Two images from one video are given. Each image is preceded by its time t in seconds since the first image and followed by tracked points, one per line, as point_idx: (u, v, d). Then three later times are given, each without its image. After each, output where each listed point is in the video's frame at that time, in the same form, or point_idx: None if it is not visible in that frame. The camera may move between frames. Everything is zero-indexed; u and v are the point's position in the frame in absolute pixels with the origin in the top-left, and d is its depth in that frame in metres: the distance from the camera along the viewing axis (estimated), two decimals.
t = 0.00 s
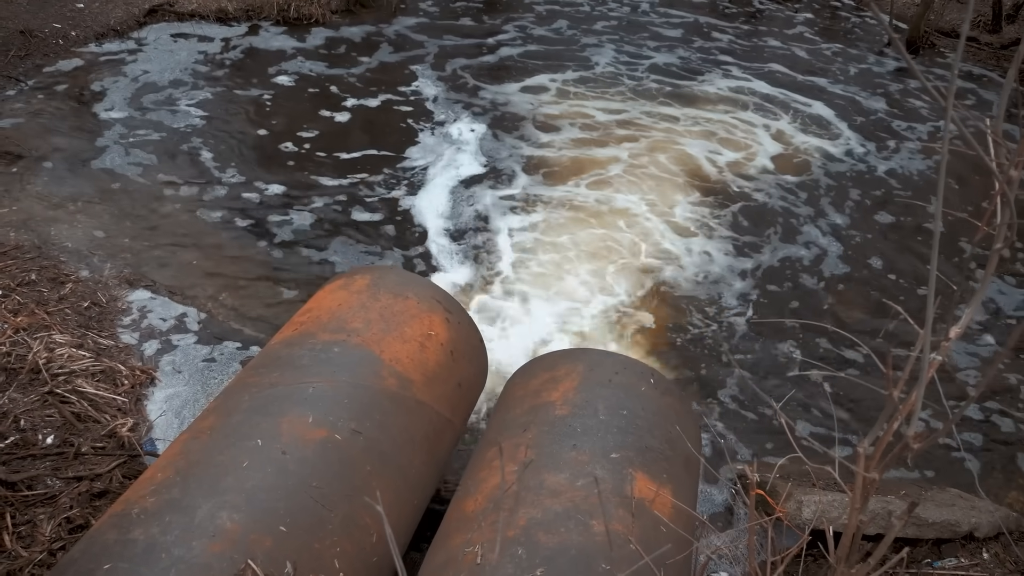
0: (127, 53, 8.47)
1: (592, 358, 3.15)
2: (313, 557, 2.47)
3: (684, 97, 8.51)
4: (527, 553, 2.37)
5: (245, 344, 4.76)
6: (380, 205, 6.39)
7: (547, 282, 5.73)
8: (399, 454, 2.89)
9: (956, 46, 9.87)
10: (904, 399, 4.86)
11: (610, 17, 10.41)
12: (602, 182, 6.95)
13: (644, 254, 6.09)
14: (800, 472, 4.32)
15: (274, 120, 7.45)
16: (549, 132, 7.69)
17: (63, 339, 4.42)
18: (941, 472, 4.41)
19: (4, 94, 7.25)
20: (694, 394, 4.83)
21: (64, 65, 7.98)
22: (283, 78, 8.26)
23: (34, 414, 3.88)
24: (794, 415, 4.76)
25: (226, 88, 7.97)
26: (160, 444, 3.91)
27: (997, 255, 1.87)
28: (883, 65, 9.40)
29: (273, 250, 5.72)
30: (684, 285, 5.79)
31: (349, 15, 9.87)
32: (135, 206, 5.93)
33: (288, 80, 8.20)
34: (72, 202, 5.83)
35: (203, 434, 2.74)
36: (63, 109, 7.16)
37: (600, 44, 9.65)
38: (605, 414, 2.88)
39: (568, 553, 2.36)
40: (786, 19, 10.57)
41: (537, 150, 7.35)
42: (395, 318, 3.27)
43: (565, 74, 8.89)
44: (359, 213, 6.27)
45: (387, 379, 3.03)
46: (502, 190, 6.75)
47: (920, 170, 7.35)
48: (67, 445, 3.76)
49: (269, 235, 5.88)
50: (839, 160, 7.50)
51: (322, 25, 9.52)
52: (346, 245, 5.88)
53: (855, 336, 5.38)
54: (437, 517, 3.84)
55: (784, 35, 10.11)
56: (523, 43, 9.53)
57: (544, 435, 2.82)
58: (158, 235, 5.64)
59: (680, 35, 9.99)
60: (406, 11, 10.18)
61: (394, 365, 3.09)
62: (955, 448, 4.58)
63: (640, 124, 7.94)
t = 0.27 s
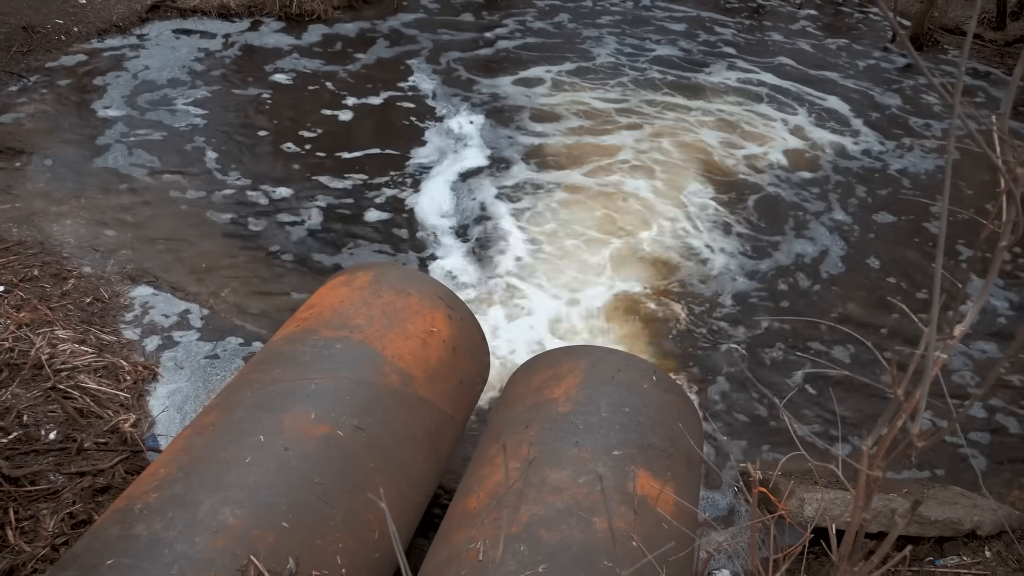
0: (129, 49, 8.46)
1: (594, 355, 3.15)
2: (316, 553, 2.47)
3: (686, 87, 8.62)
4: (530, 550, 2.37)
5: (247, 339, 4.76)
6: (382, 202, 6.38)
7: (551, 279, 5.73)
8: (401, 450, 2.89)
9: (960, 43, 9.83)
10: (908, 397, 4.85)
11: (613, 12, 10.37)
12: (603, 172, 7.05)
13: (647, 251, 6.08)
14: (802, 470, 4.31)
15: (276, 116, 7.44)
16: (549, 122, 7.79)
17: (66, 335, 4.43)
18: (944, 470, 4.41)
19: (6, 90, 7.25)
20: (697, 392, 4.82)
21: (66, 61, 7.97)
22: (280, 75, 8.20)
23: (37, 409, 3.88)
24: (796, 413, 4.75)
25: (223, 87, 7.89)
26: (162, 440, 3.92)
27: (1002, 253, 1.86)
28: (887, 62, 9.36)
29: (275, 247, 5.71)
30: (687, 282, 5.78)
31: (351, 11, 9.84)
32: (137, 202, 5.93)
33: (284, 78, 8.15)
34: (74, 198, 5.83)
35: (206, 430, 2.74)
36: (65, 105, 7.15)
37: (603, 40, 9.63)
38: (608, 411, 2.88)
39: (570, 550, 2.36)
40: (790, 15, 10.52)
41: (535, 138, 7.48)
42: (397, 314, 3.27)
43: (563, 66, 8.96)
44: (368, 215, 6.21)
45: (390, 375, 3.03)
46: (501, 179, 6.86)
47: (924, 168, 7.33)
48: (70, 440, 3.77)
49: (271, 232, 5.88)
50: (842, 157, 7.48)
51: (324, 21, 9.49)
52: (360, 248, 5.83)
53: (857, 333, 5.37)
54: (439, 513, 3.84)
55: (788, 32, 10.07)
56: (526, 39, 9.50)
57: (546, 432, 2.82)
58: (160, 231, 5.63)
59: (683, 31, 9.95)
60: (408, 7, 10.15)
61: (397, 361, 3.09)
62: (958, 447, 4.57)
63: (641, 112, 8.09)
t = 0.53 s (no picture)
0: (132, 46, 8.46)
1: (597, 352, 3.14)
2: (318, 550, 2.47)
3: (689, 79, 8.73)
4: (532, 547, 2.37)
5: (250, 336, 4.76)
6: (386, 200, 6.38)
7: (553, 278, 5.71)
8: (404, 448, 2.89)
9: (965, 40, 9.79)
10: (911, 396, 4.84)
11: (616, 9, 10.34)
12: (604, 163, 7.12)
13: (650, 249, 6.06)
14: (805, 468, 4.31)
15: (279, 114, 7.44)
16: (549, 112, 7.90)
17: (69, 331, 4.43)
18: (947, 469, 4.40)
19: (10, 87, 7.26)
20: (702, 392, 4.80)
21: (69, 57, 7.98)
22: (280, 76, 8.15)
23: (40, 405, 3.89)
24: (799, 411, 4.74)
25: (219, 87, 7.83)
26: (165, 437, 3.92)
27: (1008, 252, 1.84)
28: (891, 59, 9.32)
29: (278, 244, 5.72)
30: (689, 280, 5.77)
31: (355, 8, 9.83)
32: (140, 199, 5.93)
33: (282, 78, 8.11)
34: (77, 195, 5.84)
35: (209, 426, 2.74)
36: (69, 102, 7.16)
37: (606, 37, 9.61)
38: (610, 409, 2.87)
39: (573, 548, 2.36)
40: (794, 12, 10.48)
41: (532, 130, 7.57)
42: (400, 312, 3.27)
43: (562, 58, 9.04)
44: (379, 217, 6.18)
45: (393, 372, 3.03)
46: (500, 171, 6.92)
47: (927, 166, 7.31)
48: (73, 436, 3.78)
49: (274, 229, 5.88)
50: (847, 155, 7.46)
51: (327, 18, 9.48)
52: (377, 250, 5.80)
53: (861, 332, 5.36)
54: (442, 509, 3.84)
55: (792, 28, 10.03)
56: (530, 36, 9.48)
57: (549, 430, 2.82)
58: (164, 228, 5.63)
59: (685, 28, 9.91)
60: (411, 3, 10.13)
61: (400, 359, 3.09)
62: (961, 445, 4.56)
63: (643, 105, 8.15)
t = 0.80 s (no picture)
0: (133, 43, 8.46)
1: (598, 350, 3.14)
2: (319, 547, 2.47)
3: (692, 69, 8.86)
4: (533, 545, 2.37)
5: (252, 334, 4.76)
6: (388, 198, 6.38)
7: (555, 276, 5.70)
8: (405, 445, 2.89)
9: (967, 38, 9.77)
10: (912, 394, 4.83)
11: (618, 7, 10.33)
12: (604, 157, 7.19)
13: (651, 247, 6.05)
14: (806, 467, 4.31)
15: (280, 111, 7.43)
16: (545, 103, 8.02)
17: (70, 328, 4.44)
18: (947, 467, 4.40)
19: (12, 84, 7.25)
20: (703, 390, 4.80)
21: (70, 55, 7.97)
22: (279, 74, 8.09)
23: (41, 403, 3.90)
24: (800, 410, 4.74)
25: (216, 87, 7.76)
26: (166, 434, 3.92)
27: (1009, 250, 1.84)
28: (893, 57, 9.31)
29: (279, 241, 5.72)
30: (691, 278, 5.76)
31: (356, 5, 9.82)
32: (142, 197, 5.93)
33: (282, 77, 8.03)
34: (79, 192, 5.84)
35: (209, 424, 2.75)
36: (70, 99, 7.16)
37: (608, 35, 9.60)
38: (611, 407, 2.87)
39: (574, 545, 2.36)
40: (796, 10, 10.46)
41: (529, 121, 7.68)
42: (401, 309, 3.27)
43: (560, 51, 9.15)
44: (388, 219, 6.14)
45: (393, 370, 3.03)
46: (500, 163, 6.99)
47: (929, 164, 7.29)
48: (75, 434, 3.78)
49: (275, 227, 5.88)
50: (849, 153, 7.45)
51: (328, 16, 9.47)
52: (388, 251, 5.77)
53: (862, 330, 5.36)
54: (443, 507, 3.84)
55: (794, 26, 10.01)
56: (531, 34, 9.46)
57: (550, 427, 2.82)
58: (165, 226, 5.63)
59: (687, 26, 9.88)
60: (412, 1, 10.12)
61: (401, 356, 3.09)
62: (962, 444, 4.56)
63: (645, 104, 8.14)
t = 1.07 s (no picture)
0: (134, 43, 8.46)
1: (598, 350, 3.14)
2: (320, 547, 2.47)
3: (695, 65, 9.03)
4: (533, 545, 2.37)
5: (252, 333, 4.76)
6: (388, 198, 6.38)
7: (556, 276, 5.70)
8: (405, 445, 2.89)
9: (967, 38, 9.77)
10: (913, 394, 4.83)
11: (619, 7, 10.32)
12: (601, 148, 7.31)
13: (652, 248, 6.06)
14: (807, 466, 4.31)
15: (281, 111, 7.43)
16: (537, 96, 8.18)
17: (71, 328, 4.44)
18: (948, 467, 4.39)
19: (12, 83, 7.25)
20: (703, 389, 4.80)
21: (71, 54, 7.97)
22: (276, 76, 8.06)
23: (42, 402, 3.90)
24: (801, 409, 4.74)
25: (214, 89, 7.73)
26: (167, 434, 3.92)
27: (1008, 249, 1.84)
28: (893, 57, 9.30)
29: (279, 241, 5.71)
30: (692, 278, 5.76)
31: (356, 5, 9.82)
32: (142, 197, 5.93)
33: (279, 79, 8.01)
34: (79, 191, 5.84)
35: (210, 424, 2.74)
36: (70, 98, 7.16)
37: (608, 34, 9.60)
38: (612, 406, 2.87)
39: (574, 545, 2.36)
40: (797, 9, 10.45)
41: (524, 113, 7.85)
42: (401, 309, 3.27)
43: (559, 47, 9.28)
44: (395, 222, 6.11)
45: (393, 370, 3.03)
46: (498, 157, 7.09)
47: (930, 164, 7.29)
48: (75, 434, 3.78)
49: (275, 226, 5.88)
50: (849, 153, 7.45)
51: (329, 16, 9.48)
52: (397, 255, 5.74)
53: (863, 330, 5.35)
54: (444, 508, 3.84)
55: (795, 25, 10.00)
56: (531, 34, 9.47)
57: (550, 427, 2.82)
58: (165, 225, 5.63)
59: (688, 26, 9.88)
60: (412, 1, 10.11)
61: (401, 356, 3.09)
62: (962, 443, 4.55)
63: (646, 104, 8.15)
